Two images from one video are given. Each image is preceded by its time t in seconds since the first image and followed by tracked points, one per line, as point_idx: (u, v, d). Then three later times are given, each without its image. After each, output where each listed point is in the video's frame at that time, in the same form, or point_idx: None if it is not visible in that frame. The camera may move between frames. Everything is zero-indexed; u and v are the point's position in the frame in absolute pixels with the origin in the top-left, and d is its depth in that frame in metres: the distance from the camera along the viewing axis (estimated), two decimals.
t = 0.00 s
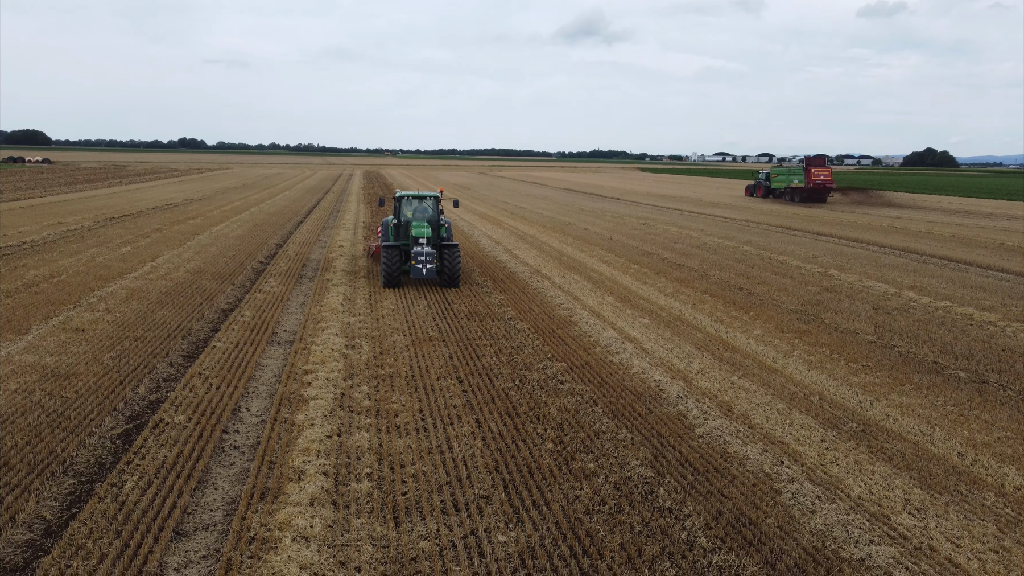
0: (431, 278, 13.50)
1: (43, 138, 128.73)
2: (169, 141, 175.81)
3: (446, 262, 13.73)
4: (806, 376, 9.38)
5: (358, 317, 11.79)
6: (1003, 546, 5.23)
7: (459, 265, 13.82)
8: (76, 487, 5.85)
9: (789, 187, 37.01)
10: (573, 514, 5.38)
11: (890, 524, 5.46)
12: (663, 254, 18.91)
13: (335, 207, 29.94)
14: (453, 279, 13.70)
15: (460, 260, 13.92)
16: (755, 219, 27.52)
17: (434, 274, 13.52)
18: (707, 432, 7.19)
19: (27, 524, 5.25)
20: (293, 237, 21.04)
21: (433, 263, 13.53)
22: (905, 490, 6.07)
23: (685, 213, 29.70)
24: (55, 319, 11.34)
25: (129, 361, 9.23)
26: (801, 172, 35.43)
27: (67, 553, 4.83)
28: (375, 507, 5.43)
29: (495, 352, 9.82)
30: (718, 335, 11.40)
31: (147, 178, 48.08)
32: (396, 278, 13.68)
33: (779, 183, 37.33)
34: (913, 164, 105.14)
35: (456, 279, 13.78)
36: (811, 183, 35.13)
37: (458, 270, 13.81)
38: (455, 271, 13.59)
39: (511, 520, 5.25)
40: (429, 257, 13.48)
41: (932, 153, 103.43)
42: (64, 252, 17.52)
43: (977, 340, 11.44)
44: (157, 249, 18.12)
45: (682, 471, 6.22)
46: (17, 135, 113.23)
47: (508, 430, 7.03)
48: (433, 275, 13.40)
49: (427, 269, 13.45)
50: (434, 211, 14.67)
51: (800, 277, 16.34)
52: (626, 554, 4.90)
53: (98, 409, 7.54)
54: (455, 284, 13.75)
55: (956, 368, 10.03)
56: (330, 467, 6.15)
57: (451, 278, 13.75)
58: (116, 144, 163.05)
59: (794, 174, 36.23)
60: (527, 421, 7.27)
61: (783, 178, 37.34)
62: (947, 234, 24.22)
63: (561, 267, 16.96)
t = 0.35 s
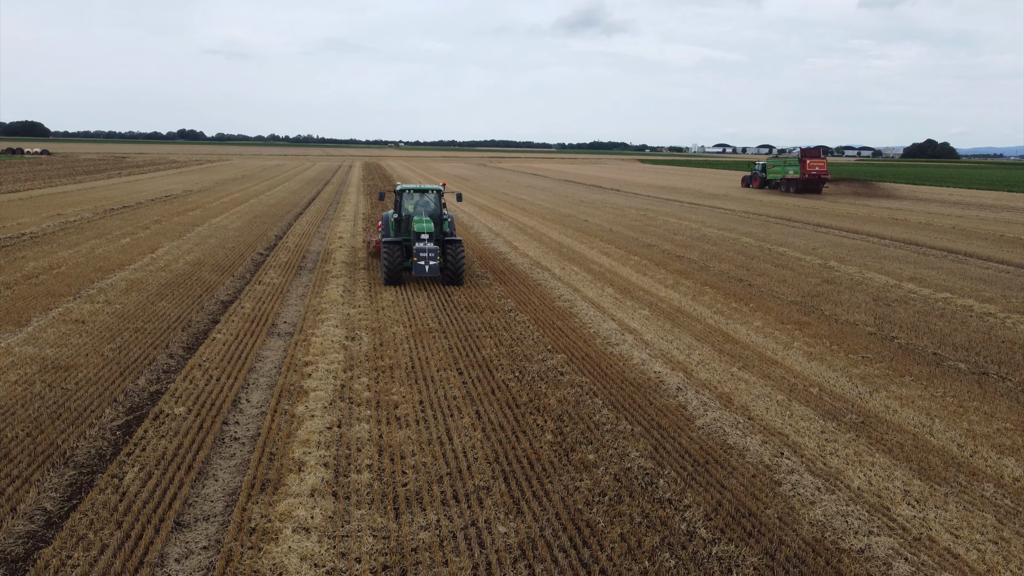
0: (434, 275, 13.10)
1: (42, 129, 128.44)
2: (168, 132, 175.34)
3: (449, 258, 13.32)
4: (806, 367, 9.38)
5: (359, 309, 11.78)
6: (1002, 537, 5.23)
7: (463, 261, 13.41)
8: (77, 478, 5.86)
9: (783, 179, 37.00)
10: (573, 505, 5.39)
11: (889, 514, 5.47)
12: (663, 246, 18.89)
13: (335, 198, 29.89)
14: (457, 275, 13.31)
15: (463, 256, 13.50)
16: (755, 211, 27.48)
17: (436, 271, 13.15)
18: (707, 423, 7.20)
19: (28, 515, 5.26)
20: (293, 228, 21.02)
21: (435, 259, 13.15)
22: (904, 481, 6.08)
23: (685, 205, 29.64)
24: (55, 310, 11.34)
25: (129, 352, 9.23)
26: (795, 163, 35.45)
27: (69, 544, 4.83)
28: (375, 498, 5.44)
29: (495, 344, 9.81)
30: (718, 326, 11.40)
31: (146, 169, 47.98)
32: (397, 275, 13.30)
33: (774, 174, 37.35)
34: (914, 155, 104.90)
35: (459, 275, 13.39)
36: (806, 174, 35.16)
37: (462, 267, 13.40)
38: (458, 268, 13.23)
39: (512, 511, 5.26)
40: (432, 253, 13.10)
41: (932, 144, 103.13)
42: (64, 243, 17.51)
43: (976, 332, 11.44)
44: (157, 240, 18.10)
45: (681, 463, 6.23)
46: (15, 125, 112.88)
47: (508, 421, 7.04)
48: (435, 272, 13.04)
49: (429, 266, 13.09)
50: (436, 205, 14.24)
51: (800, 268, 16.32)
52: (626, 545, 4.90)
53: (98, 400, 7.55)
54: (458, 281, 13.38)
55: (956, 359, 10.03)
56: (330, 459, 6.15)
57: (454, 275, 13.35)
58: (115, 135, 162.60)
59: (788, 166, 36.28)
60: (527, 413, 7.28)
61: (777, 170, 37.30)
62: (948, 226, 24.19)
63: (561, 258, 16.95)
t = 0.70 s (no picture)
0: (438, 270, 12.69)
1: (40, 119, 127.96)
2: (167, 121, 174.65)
3: (453, 252, 12.91)
4: (806, 357, 9.39)
5: (359, 298, 11.78)
6: (1000, 526, 5.25)
7: (467, 255, 12.99)
8: (78, 468, 5.87)
9: (778, 168, 37.00)
10: (573, 494, 5.40)
11: (888, 503, 5.48)
12: (663, 235, 18.86)
13: (335, 188, 29.84)
14: (461, 270, 12.94)
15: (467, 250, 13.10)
16: (755, 201, 27.42)
17: (440, 266, 12.79)
18: (707, 412, 7.21)
19: (30, 504, 5.28)
20: (292, 218, 20.97)
21: (439, 254, 12.77)
22: (903, 470, 6.10)
23: (686, 194, 29.57)
24: (55, 300, 11.33)
25: (129, 342, 9.23)
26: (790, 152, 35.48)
27: (71, 533, 4.85)
28: (376, 487, 5.45)
29: (495, 334, 9.82)
30: (718, 316, 11.39)
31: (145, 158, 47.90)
32: (400, 270, 12.88)
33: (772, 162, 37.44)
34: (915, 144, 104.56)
35: (463, 270, 13.00)
36: (801, 163, 35.20)
37: (466, 261, 12.99)
38: (462, 262, 12.90)
39: (512, 500, 5.27)
40: (435, 247, 12.73)
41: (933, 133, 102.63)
42: (64, 233, 17.47)
43: (975, 321, 11.45)
44: (156, 230, 18.06)
45: (681, 452, 6.24)
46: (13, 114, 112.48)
47: (508, 410, 7.05)
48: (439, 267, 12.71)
49: (432, 261, 12.75)
50: (438, 196, 13.74)
51: (800, 258, 16.31)
52: (625, 533, 4.92)
53: (99, 390, 7.55)
54: (462, 275, 13.02)
55: (955, 348, 10.04)
56: (331, 448, 6.17)
57: (458, 269, 12.96)
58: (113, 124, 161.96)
59: (784, 156, 36.39)
60: (527, 402, 7.29)
61: (773, 159, 37.23)
62: (949, 215, 24.15)
63: (561, 248, 16.93)
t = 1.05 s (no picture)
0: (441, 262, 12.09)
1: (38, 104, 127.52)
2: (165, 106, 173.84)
3: (457, 243, 12.34)
4: (806, 343, 9.39)
5: (359, 284, 11.75)
6: (998, 510, 5.26)
7: (472, 247, 12.43)
8: (80, 453, 5.89)
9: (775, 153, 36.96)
10: (573, 479, 5.43)
11: (886, 488, 5.50)
12: (663, 221, 18.82)
13: (334, 173, 29.73)
14: (465, 263, 12.35)
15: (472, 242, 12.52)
16: (756, 186, 27.33)
17: (443, 258, 12.19)
18: (707, 398, 7.23)
19: (33, 488, 5.30)
20: (292, 203, 20.91)
21: (443, 245, 12.19)
22: (902, 455, 6.12)
23: (686, 180, 29.46)
24: (55, 286, 11.32)
25: (130, 328, 9.23)
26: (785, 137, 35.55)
27: (73, 517, 4.87)
28: (376, 471, 5.47)
29: (495, 319, 9.81)
30: (717, 301, 11.40)
31: (144, 144, 47.83)
32: (401, 261, 12.28)
33: (768, 148, 37.37)
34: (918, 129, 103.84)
35: (468, 263, 12.42)
36: (797, 148, 35.17)
37: (471, 253, 12.42)
38: (467, 254, 12.32)
39: (512, 485, 5.29)
40: (439, 238, 12.11)
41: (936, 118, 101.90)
42: (63, 219, 17.43)
43: (975, 307, 11.43)
44: (155, 216, 18.02)
45: (680, 437, 6.26)
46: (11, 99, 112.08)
47: (509, 396, 7.06)
48: (443, 259, 12.09)
49: (436, 253, 12.12)
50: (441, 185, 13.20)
51: (800, 243, 16.28)
52: (625, 517, 4.93)
53: (100, 376, 7.57)
54: (466, 268, 12.43)
55: (955, 334, 10.04)
56: (332, 433, 6.19)
57: (462, 262, 12.38)
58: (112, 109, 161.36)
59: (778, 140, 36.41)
60: (527, 387, 7.31)
61: (771, 145, 37.16)
62: (949, 201, 24.07)
63: (561, 234, 16.89)
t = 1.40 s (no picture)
0: (444, 255, 11.54)
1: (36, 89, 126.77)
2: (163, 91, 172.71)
3: (461, 235, 11.78)
4: (805, 328, 9.38)
5: (359, 270, 11.72)
6: (996, 496, 5.27)
7: (477, 240, 11.87)
8: (82, 438, 5.91)
9: (771, 138, 36.85)
10: (573, 464, 5.44)
11: (885, 474, 5.51)
12: (663, 207, 18.76)
13: (334, 159, 29.60)
14: (469, 256, 11.80)
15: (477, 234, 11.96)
16: (756, 172, 27.22)
17: (447, 250, 11.65)
18: (707, 383, 7.24)
19: (34, 474, 5.31)
20: (292, 189, 20.83)
21: (446, 237, 11.56)
22: (901, 441, 6.13)
23: (687, 165, 29.32)
24: (55, 272, 11.31)
25: (130, 314, 9.23)
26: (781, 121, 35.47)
27: (75, 503, 4.88)
28: (377, 457, 5.48)
29: (496, 305, 9.80)
30: (718, 287, 11.38)
31: (143, 129, 47.64)
32: (402, 253, 11.77)
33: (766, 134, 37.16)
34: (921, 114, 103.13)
35: (472, 256, 11.86)
36: (794, 132, 35.14)
37: (476, 246, 11.86)
38: (471, 246, 11.75)
39: (512, 470, 5.31)
40: (442, 230, 11.49)
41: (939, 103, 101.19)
42: (63, 204, 17.39)
43: (975, 293, 11.42)
44: (155, 201, 17.96)
45: (680, 423, 6.27)
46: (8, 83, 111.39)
47: (509, 382, 7.06)
48: (447, 252, 11.49)
49: (439, 245, 11.51)
50: (445, 174, 12.62)
51: (800, 229, 16.23)
52: (625, 503, 4.94)
53: (101, 362, 7.57)
54: (470, 261, 11.87)
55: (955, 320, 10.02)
56: (332, 419, 6.20)
57: (466, 255, 11.83)
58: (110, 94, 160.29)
59: (777, 126, 36.45)
60: (528, 373, 7.31)
61: (767, 129, 37.00)
62: (951, 187, 23.96)
63: (561, 219, 16.83)
